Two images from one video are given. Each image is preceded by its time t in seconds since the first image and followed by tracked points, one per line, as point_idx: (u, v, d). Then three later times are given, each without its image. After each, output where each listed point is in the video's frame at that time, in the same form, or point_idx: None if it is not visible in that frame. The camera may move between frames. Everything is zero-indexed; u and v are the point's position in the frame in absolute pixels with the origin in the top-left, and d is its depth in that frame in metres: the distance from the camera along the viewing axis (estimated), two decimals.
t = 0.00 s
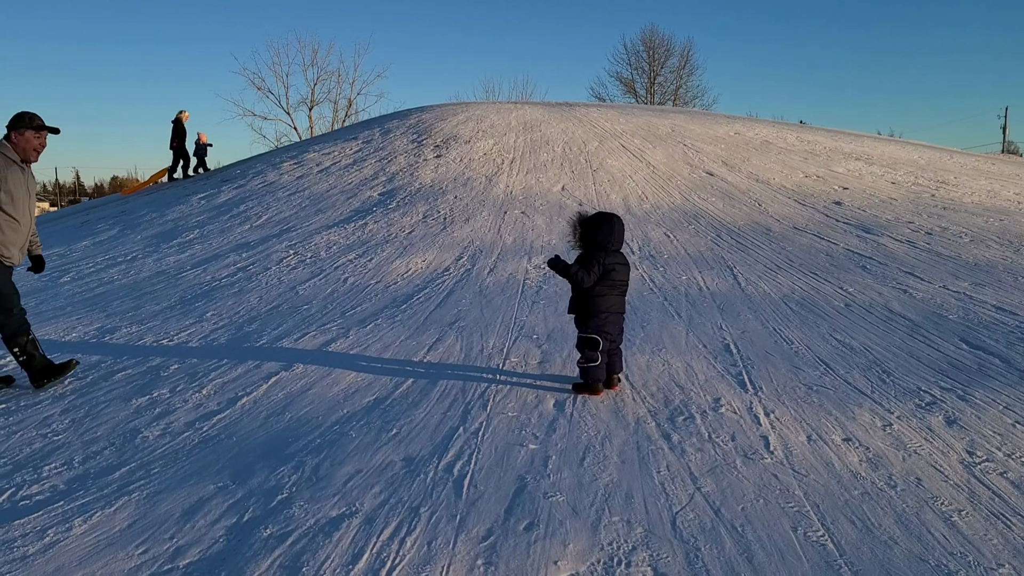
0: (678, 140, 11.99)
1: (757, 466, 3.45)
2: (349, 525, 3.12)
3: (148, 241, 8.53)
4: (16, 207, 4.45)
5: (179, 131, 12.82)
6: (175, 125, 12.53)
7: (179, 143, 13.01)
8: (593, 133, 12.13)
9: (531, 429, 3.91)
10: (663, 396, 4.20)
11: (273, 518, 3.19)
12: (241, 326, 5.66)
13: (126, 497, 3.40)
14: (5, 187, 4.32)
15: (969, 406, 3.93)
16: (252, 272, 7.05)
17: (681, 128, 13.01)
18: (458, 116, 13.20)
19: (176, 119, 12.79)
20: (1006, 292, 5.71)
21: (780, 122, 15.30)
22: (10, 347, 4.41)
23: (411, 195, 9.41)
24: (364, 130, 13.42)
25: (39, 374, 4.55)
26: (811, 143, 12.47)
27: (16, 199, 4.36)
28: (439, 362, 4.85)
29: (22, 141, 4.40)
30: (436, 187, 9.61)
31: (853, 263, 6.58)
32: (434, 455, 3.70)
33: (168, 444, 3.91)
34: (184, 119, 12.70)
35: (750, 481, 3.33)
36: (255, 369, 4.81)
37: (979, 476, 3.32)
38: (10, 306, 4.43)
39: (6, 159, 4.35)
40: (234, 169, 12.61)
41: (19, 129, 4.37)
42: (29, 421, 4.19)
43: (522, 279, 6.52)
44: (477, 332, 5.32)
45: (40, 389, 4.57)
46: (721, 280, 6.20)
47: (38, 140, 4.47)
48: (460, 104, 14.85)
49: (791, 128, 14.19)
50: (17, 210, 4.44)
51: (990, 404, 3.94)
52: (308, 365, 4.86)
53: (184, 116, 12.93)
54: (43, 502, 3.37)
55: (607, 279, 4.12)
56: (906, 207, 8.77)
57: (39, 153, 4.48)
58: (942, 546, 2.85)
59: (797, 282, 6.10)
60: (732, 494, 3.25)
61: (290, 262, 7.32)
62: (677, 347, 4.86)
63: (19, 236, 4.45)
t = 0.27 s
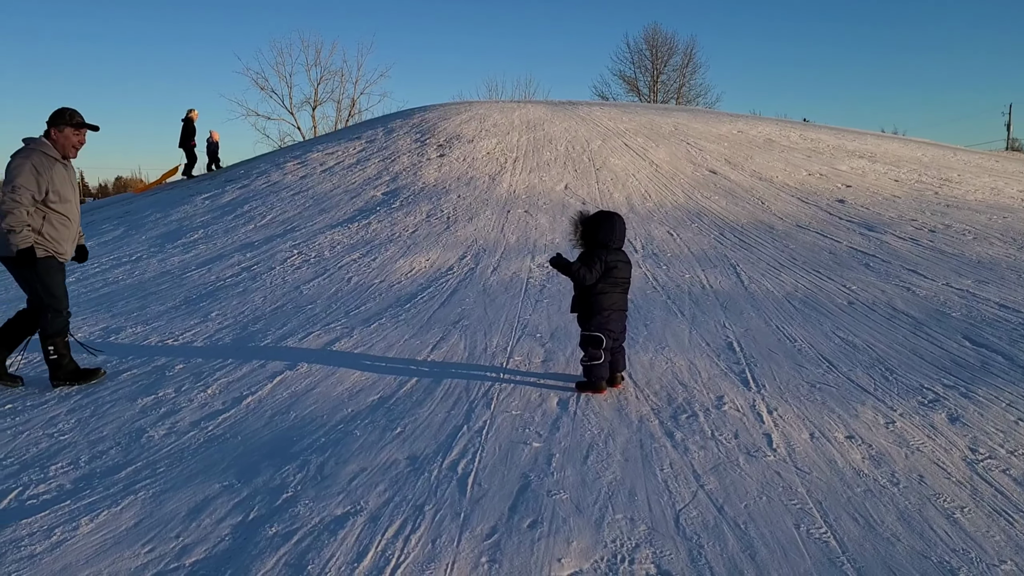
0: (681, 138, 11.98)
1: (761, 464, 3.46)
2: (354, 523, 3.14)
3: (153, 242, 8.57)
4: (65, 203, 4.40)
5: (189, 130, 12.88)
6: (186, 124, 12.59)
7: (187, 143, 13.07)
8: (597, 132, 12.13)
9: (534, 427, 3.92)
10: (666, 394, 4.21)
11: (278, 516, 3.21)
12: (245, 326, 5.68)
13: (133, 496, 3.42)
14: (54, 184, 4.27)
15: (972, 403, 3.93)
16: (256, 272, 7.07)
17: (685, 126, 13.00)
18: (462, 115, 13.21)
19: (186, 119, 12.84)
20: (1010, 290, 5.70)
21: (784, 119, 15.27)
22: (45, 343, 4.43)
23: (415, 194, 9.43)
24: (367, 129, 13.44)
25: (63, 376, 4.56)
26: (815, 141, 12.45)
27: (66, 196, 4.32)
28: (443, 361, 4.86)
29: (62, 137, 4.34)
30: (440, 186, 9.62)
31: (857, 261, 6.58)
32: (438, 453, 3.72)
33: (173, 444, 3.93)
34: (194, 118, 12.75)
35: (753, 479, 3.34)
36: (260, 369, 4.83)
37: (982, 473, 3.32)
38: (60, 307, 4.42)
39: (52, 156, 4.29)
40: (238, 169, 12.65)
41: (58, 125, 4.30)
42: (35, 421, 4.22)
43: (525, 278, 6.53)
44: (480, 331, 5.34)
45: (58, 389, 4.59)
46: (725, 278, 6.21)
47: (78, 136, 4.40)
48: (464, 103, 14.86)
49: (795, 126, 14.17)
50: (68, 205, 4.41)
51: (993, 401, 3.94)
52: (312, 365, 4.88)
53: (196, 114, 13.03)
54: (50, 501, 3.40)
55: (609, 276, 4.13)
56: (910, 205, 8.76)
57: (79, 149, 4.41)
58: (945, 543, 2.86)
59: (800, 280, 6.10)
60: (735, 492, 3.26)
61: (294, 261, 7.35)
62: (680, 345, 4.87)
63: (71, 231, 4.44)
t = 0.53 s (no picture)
0: (701, 137, 11.94)
1: (783, 463, 3.46)
2: (377, 520, 3.18)
3: (177, 242, 8.68)
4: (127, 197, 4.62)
5: (218, 131, 13.04)
6: (216, 125, 12.74)
7: (213, 143, 13.22)
8: (616, 131, 12.12)
9: (556, 426, 3.94)
10: (687, 393, 4.21)
11: (302, 513, 3.25)
12: (268, 325, 5.74)
13: (159, 492, 3.48)
14: (118, 177, 4.51)
15: (999, 403, 3.90)
16: (278, 272, 7.14)
17: (705, 124, 12.95)
18: (481, 115, 13.24)
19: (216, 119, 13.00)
20: None
21: (805, 117, 15.16)
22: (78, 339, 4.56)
23: (435, 194, 9.46)
24: (387, 130, 13.51)
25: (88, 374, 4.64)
26: (838, 139, 12.36)
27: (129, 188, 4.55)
28: (464, 360, 4.89)
29: (123, 131, 4.58)
30: (460, 186, 9.65)
31: (880, 260, 6.53)
32: (460, 452, 3.75)
33: (199, 441, 3.99)
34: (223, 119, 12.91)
35: (775, 478, 3.34)
36: (283, 368, 4.89)
37: (1008, 473, 3.30)
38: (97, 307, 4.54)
39: (114, 150, 4.52)
40: (260, 170, 12.77)
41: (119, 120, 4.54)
42: (63, 418, 4.29)
43: (545, 278, 6.54)
44: (501, 330, 5.36)
45: (84, 386, 4.68)
46: (746, 277, 6.19)
47: (137, 131, 4.64)
48: (483, 103, 14.90)
49: (816, 124, 14.06)
50: (129, 198, 4.64)
51: (1021, 401, 3.91)
52: (335, 364, 4.92)
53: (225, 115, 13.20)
54: (79, 497, 3.45)
55: (631, 275, 4.14)
56: (933, 203, 8.67)
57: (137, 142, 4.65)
58: (971, 544, 2.84)
59: (822, 279, 6.07)
60: (758, 491, 3.25)
61: (315, 261, 7.40)
62: (701, 344, 4.87)
63: (130, 224, 4.66)
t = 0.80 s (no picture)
0: (725, 138, 11.88)
1: (810, 465, 3.44)
2: (403, 519, 3.20)
3: (203, 243, 8.79)
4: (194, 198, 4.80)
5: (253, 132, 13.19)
6: (251, 126, 12.89)
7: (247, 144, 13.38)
8: (640, 132, 12.10)
9: (581, 426, 3.95)
10: (713, 394, 4.21)
11: (329, 512, 3.28)
12: (293, 325, 5.80)
13: (189, 490, 3.52)
14: (188, 178, 4.69)
15: None
16: (303, 273, 7.20)
17: (729, 125, 12.89)
18: (504, 117, 13.28)
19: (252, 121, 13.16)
20: None
21: (830, 117, 15.02)
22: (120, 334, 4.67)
23: (458, 195, 9.50)
24: (411, 131, 13.58)
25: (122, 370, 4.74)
26: (865, 139, 12.25)
27: (197, 188, 4.72)
28: (488, 360, 4.91)
29: (194, 135, 4.79)
30: (483, 188, 9.68)
31: (909, 261, 6.46)
32: (485, 452, 3.76)
33: (227, 440, 4.03)
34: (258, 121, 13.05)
35: (803, 480, 3.32)
36: (309, 368, 4.93)
37: None
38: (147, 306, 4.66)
39: (185, 152, 4.72)
40: (285, 171, 12.89)
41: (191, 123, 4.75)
42: (94, 417, 4.36)
43: (570, 278, 6.55)
44: (526, 331, 5.38)
45: (114, 385, 4.77)
46: (772, 278, 6.15)
47: (207, 135, 4.85)
48: (506, 104, 14.94)
49: (842, 124, 13.93)
50: (196, 199, 4.81)
51: None
52: (360, 364, 4.96)
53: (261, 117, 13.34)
54: (110, 493, 3.50)
55: (657, 276, 4.14)
56: (963, 204, 8.56)
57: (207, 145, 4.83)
58: (1003, 547, 2.81)
59: (850, 280, 6.02)
60: (785, 493, 3.24)
61: (340, 262, 7.46)
62: (727, 345, 4.86)
63: (196, 225, 4.81)
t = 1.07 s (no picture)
0: (740, 138, 11.84)
1: (828, 468, 3.42)
2: (420, 522, 3.21)
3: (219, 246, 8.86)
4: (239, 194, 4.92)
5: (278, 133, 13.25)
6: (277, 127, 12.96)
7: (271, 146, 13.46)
8: (654, 133, 12.08)
9: (597, 429, 3.95)
10: (729, 397, 4.19)
11: (346, 514, 3.29)
12: (310, 328, 5.83)
13: (206, 492, 3.55)
14: (233, 173, 4.82)
15: None
16: (318, 275, 7.24)
17: (744, 125, 12.84)
18: (519, 118, 13.29)
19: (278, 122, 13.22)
20: None
21: (847, 117, 14.93)
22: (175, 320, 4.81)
23: (473, 198, 9.52)
24: (426, 134, 13.63)
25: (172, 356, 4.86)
26: (882, 139, 12.15)
27: (242, 184, 4.84)
28: (504, 363, 4.92)
29: (244, 133, 4.93)
30: (498, 190, 9.69)
31: (927, 262, 6.42)
32: (501, 454, 3.77)
33: (244, 442, 4.06)
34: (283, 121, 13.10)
35: (821, 484, 3.31)
36: (325, 371, 4.96)
37: None
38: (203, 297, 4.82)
39: (234, 148, 4.85)
40: (300, 174, 12.97)
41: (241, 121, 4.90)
42: (113, 420, 4.41)
43: (585, 281, 6.55)
44: (542, 334, 5.38)
45: (133, 388, 4.82)
46: (789, 280, 6.12)
47: (256, 134, 4.99)
48: (521, 106, 14.95)
49: (859, 124, 13.84)
50: (241, 195, 4.93)
51: None
52: (376, 366, 4.98)
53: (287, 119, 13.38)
54: (130, 496, 3.53)
55: (673, 278, 4.13)
56: (982, 204, 8.48)
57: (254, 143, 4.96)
58: None
59: (867, 282, 5.99)
60: (803, 496, 3.22)
61: (356, 265, 7.50)
62: (743, 347, 4.84)
63: (238, 220, 4.93)
